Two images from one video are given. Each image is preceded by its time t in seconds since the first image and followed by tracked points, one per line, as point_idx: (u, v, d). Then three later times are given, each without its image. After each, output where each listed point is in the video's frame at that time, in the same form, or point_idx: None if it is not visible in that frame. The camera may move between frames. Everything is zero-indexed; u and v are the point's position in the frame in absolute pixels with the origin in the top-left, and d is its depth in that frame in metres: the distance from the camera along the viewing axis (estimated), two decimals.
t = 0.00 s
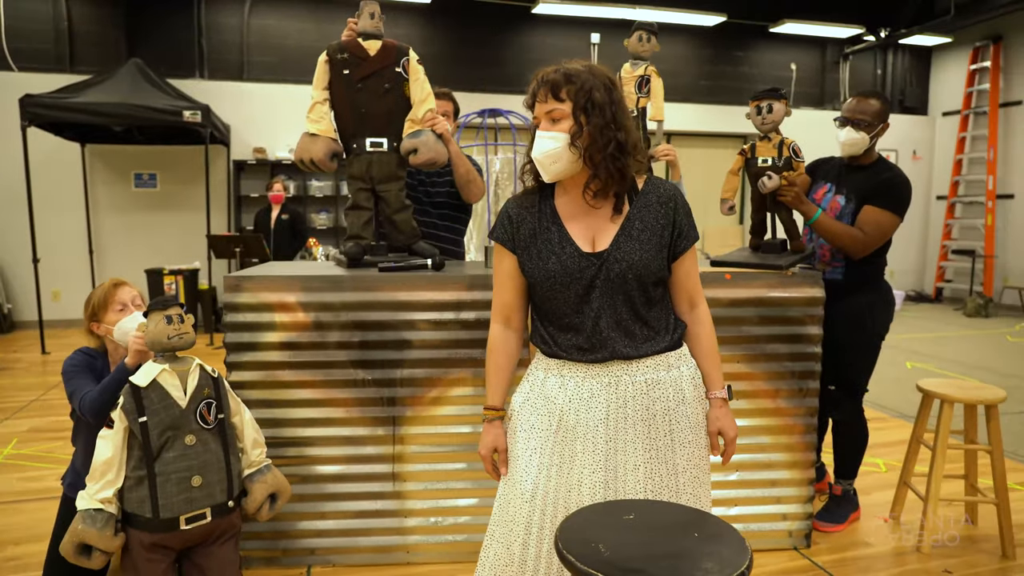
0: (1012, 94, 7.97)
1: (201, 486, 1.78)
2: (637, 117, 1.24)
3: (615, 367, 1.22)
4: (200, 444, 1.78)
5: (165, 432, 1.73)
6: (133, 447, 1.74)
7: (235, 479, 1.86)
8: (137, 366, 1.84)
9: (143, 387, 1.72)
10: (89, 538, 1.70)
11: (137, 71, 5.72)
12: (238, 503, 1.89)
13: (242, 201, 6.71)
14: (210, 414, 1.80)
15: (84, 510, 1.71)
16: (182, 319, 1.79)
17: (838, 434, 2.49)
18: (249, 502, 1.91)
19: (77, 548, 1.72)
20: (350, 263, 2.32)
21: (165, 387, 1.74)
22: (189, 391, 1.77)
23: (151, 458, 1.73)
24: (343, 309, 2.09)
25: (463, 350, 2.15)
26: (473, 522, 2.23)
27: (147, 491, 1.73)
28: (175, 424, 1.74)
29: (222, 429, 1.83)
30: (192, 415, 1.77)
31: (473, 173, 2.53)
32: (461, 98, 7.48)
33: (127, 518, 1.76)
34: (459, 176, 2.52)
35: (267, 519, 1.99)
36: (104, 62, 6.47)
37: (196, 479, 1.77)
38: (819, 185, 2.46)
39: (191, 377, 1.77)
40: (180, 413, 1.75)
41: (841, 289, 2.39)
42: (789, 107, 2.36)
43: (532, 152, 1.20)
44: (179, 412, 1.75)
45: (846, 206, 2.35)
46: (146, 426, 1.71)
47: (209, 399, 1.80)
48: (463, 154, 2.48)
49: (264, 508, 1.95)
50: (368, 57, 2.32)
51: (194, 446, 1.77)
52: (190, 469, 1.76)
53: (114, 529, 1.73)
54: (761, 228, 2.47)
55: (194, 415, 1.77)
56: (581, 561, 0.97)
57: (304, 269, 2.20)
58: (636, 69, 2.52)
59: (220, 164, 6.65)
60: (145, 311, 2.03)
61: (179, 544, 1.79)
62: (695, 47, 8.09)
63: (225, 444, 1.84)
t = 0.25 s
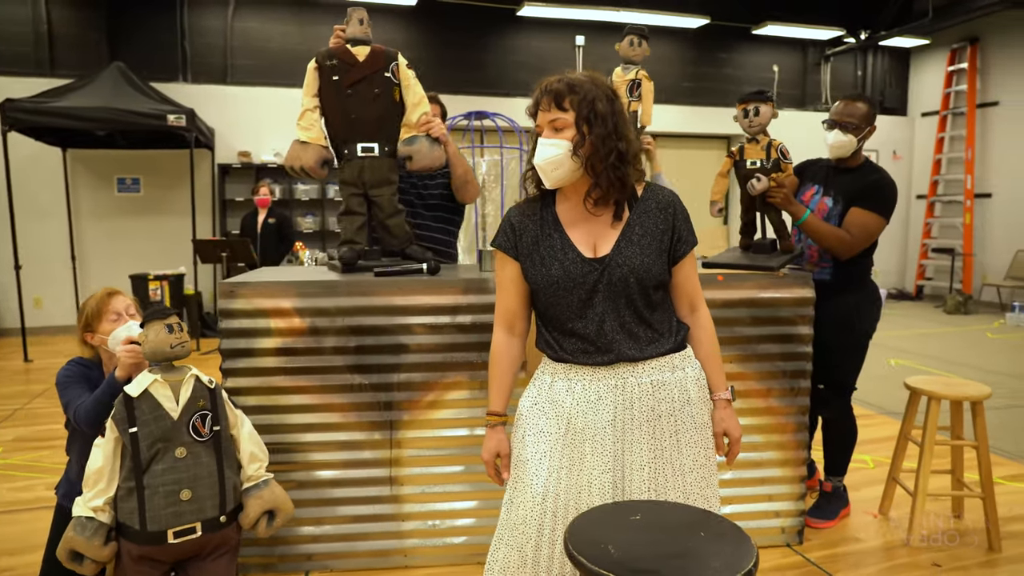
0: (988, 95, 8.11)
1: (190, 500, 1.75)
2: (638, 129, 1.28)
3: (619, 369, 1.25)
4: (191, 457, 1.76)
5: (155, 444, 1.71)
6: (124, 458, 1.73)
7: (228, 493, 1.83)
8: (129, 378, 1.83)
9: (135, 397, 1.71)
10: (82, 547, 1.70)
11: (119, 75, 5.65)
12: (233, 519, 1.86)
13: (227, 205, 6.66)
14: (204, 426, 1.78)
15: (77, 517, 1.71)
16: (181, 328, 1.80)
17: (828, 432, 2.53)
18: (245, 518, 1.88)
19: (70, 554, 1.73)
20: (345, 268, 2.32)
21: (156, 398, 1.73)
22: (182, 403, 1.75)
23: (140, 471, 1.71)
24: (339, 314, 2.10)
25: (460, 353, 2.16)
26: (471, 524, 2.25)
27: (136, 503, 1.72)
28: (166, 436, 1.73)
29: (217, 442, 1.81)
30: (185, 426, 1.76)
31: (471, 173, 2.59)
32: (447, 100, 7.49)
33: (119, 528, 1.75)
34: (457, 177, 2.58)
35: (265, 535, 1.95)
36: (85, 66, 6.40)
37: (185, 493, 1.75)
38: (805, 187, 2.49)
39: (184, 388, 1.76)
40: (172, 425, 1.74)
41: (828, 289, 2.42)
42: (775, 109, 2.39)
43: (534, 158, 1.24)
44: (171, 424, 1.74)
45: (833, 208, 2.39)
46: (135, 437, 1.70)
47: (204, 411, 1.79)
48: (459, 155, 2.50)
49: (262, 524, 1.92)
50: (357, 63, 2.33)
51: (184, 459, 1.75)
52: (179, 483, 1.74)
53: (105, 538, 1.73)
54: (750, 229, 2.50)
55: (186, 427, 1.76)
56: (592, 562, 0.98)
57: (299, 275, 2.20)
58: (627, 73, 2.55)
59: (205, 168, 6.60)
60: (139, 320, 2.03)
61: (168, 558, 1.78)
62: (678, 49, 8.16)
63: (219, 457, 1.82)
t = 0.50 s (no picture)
0: (962, 101, 8.29)
1: (179, 505, 1.74)
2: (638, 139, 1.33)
3: (620, 373, 1.29)
4: (180, 462, 1.74)
5: (143, 449, 1.70)
6: (112, 462, 1.71)
7: (218, 499, 1.81)
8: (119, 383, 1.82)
9: (124, 402, 1.69)
10: (69, 553, 1.69)
11: (99, 72, 5.56)
12: (222, 525, 1.84)
13: (208, 204, 6.60)
14: (194, 431, 1.77)
15: (65, 523, 1.70)
16: (170, 332, 1.78)
17: (811, 433, 2.57)
18: (233, 525, 1.86)
19: (58, 560, 1.71)
20: (335, 270, 2.32)
21: (145, 402, 1.71)
22: (171, 408, 1.73)
23: (129, 476, 1.70)
24: (331, 316, 2.09)
25: (451, 356, 2.17)
26: (461, 526, 2.26)
27: (124, 508, 1.70)
28: (155, 441, 1.71)
29: (207, 447, 1.80)
30: (174, 431, 1.74)
31: (461, 176, 2.60)
32: (430, 101, 7.49)
33: (108, 533, 1.74)
34: (448, 178, 2.60)
35: (254, 542, 1.94)
36: (62, 61, 6.30)
37: (173, 498, 1.73)
38: (791, 193, 2.54)
39: (174, 393, 1.74)
40: (161, 430, 1.72)
41: (811, 294, 2.46)
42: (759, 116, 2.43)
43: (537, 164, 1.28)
44: (160, 429, 1.72)
45: (818, 214, 2.43)
46: (123, 442, 1.69)
47: (194, 415, 1.77)
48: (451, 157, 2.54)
49: (251, 531, 1.90)
50: (348, 65, 2.33)
51: (173, 465, 1.74)
52: (168, 488, 1.73)
53: (93, 544, 1.71)
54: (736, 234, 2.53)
55: (175, 432, 1.74)
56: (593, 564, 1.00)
57: (290, 277, 2.19)
58: (616, 78, 2.59)
59: (186, 166, 6.52)
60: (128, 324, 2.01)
61: (157, 564, 1.76)
62: (660, 52, 8.24)
63: (209, 462, 1.80)
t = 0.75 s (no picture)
0: (935, 107, 8.47)
1: (164, 513, 1.71)
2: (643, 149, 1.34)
3: (618, 381, 1.31)
4: (163, 470, 1.71)
5: (125, 458, 1.67)
6: (93, 473, 1.67)
7: (203, 505, 1.79)
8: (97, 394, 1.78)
9: (103, 411, 1.66)
10: (50, 568, 1.64)
11: (73, 71, 5.46)
12: (209, 530, 1.82)
13: (186, 206, 6.51)
14: (176, 438, 1.74)
15: (44, 538, 1.65)
16: (149, 338, 1.75)
17: (795, 436, 2.60)
18: (221, 529, 1.84)
19: None
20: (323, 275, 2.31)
21: (125, 411, 1.68)
22: (152, 415, 1.71)
23: (111, 486, 1.67)
24: (319, 322, 2.08)
25: (441, 361, 2.16)
26: (450, 531, 2.25)
27: (107, 520, 1.67)
28: (137, 449, 1.68)
29: (190, 453, 1.77)
30: (156, 439, 1.71)
31: (444, 183, 2.63)
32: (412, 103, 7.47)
33: (90, 546, 1.70)
34: (430, 185, 2.62)
35: (243, 545, 1.92)
36: (36, 60, 6.18)
37: (158, 507, 1.70)
38: (777, 199, 2.56)
39: (154, 400, 1.71)
40: (142, 438, 1.69)
41: (795, 299, 2.48)
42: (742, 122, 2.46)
43: (536, 171, 1.28)
44: (141, 437, 1.69)
45: (802, 220, 2.46)
46: (104, 452, 1.65)
47: (176, 422, 1.75)
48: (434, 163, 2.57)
49: (240, 535, 1.88)
50: (340, 69, 2.34)
51: (156, 473, 1.71)
52: (151, 497, 1.70)
53: (75, 558, 1.67)
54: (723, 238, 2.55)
55: (157, 439, 1.71)
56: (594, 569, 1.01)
57: (277, 283, 2.16)
58: (606, 83, 2.60)
59: (164, 168, 6.43)
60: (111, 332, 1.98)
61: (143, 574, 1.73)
62: (641, 57, 8.30)
63: (193, 469, 1.77)
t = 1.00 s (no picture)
0: (907, 99, 8.58)
1: (138, 529, 1.65)
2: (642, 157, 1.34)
3: (613, 385, 1.30)
4: (137, 483, 1.66)
5: (95, 472, 1.61)
6: (64, 489, 1.62)
7: (180, 519, 1.73)
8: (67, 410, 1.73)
9: (72, 424, 1.61)
10: None
11: (41, 70, 5.33)
12: (188, 545, 1.76)
13: (160, 207, 6.40)
14: (150, 450, 1.69)
15: (16, 557, 1.60)
16: (118, 348, 1.69)
17: (781, 431, 2.62)
18: (200, 544, 1.78)
19: None
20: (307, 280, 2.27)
21: (96, 423, 1.63)
22: (124, 427, 1.65)
23: (82, 502, 1.61)
24: (304, 328, 2.04)
25: (429, 364, 2.14)
26: (440, 536, 2.23)
27: (80, 536, 1.61)
28: (108, 463, 1.63)
29: (165, 465, 1.71)
30: (129, 452, 1.66)
31: (425, 185, 2.59)
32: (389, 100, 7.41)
33: (65, 564, 1.65)
34: (410, 187, 2.57)
35: (225, 559, 1.86)
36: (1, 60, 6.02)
37: (131, 522, 1.65)
38: (762, 195, 2.57)
39: (125, 411, 1.66)
40: (114, 451, 1.64)
41: (780, 295, 2.50)
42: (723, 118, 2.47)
43: (532, 170, 1.27)
44: (113, 450, 1.64)
45: (786, 217, 2.47)
46: (74, 466, 1.60)
47: (149, 433, 1.69)
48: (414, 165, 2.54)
49: (220, 548, 1.82)
50: (322, 70, 2.31)
51: (130, 487, 1.65)
52: (125, 511, 1.64)
53: None
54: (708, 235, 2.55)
55: (130, 452, 1.66)
56: None
57: (261, 288, 2.13)
58: (592, 80, 2.58)
59: (137, 169, 6.31)
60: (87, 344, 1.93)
61: None
62: (617, 52, 8.31)
63: (168, 481, 1.72)
